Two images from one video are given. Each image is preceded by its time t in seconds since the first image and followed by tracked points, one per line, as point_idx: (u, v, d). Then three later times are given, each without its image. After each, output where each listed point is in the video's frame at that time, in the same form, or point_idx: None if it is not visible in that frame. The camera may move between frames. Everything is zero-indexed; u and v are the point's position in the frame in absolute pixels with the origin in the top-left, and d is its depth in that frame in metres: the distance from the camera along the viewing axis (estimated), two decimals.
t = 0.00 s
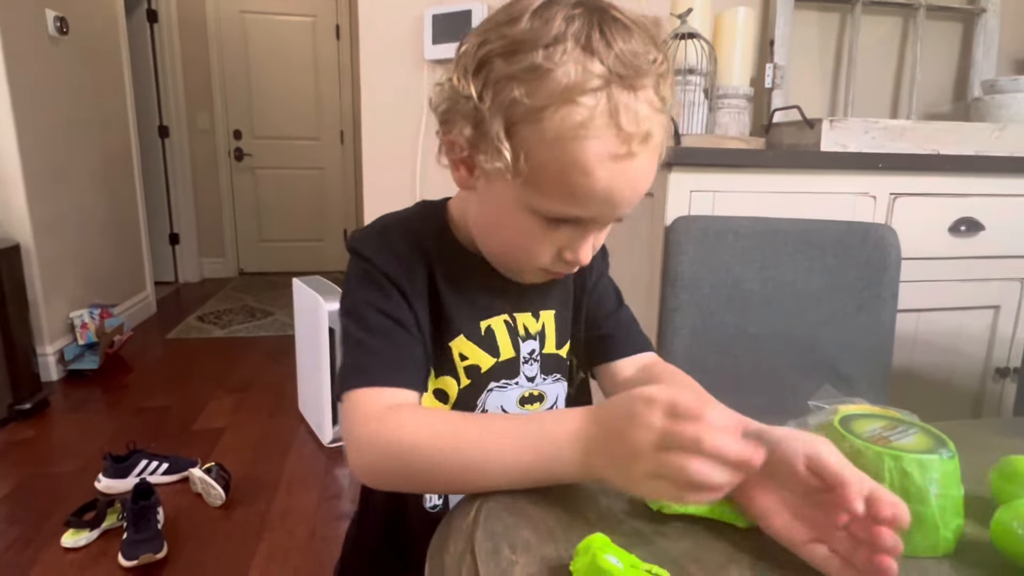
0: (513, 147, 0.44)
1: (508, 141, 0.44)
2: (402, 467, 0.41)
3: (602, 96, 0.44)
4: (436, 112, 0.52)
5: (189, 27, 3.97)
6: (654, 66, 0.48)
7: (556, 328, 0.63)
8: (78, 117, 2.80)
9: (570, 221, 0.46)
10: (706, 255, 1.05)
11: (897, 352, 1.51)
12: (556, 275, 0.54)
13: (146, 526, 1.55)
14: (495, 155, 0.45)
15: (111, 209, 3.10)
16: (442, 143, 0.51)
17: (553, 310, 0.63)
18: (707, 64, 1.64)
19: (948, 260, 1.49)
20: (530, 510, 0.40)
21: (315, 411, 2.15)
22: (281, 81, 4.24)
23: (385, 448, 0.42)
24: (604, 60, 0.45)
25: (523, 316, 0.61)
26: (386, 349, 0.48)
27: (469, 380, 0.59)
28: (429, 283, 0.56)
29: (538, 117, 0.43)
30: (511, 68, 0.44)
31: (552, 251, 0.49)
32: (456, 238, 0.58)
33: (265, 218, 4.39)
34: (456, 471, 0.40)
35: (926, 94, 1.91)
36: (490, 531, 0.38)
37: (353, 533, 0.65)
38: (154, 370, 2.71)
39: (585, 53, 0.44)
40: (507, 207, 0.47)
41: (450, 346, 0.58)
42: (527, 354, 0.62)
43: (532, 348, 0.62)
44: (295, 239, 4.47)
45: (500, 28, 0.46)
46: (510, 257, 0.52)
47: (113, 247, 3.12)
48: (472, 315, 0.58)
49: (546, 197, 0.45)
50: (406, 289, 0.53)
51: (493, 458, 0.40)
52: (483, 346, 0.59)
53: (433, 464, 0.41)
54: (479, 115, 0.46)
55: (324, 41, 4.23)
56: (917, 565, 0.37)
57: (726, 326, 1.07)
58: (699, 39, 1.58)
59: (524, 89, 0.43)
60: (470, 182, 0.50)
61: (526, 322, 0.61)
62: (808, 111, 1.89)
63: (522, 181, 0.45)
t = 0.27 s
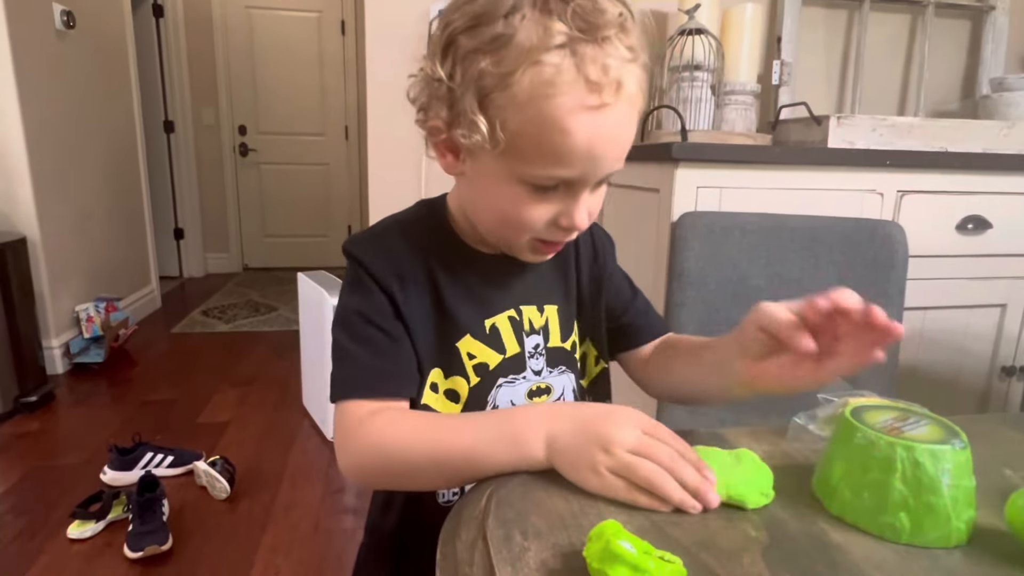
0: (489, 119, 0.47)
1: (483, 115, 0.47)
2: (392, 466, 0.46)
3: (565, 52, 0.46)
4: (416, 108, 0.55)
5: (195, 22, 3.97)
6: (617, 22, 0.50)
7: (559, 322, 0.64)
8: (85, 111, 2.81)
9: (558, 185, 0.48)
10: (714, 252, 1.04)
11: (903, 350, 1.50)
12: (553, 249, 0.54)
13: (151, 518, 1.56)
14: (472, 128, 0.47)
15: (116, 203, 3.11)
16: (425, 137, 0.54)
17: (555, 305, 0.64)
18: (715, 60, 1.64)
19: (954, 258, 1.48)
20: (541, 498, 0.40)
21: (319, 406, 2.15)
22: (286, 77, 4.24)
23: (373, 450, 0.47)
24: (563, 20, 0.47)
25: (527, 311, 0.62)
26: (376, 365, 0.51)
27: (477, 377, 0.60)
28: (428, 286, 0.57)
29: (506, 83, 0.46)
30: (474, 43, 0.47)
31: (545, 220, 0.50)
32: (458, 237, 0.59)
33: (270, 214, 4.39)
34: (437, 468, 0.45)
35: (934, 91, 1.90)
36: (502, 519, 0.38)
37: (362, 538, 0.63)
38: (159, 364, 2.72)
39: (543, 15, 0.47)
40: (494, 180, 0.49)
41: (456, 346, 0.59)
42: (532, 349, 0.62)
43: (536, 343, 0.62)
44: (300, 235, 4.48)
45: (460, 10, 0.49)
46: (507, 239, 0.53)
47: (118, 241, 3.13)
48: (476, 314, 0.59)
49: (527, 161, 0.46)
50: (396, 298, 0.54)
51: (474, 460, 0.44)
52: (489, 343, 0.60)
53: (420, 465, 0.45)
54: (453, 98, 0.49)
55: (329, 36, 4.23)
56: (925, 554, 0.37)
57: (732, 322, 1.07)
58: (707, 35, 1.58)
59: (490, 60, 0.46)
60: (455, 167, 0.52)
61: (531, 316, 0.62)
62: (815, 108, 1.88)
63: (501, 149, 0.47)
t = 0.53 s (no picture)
0: (483, 99, 0.48)
1: (478, 97, 0.48)
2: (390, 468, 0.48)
3: (547, 24, 0.47)
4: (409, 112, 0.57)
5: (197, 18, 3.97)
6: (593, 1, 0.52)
7: (558, 328, 0.63)
8: (87, 107, 2.81)
9: (556, 157, 0.47)
10: (715, 251, 1.04)
11: (903, 351, 1.50)
12: (558, 233, 0.54)
13: (151, 513, 1.56)
14: (467, 111, 0.49)
15: (118, 199, 3.11)
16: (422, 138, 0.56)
17: (555, 310, 0.63)
18: (717, 59, 1.64)
19: (955, 259, 1.48)
20: (541, 495, 0.40)
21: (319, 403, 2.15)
22: (288, 73, 4.24)
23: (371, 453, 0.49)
24: None
25: (526, 315, 0.61)
26: (368, 373, 0.51)
27: (474, 382, 0.59)
28: (422, 291, 0.57)
29: (496, 61, 0.47)
30: (459, 33, 0.50)
31: (549, 194, 0.49)
32: (456, 241, 0.59)
33: (271, 210, 4.39)
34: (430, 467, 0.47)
35: (937, 92, 1.90)
36: (502, 515, 0.38)
37: (373, 536, 0.64)
38: (159, 360, 2.72)
39: None
40: (495, 162, 0.49)
41: (453, 350, 0.59)
42: (529, 353, 0.61)
43: (534, 347, 0.62)
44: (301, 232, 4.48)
45: (439, 7, 0.52)
46: (511, 228, 0.53)
47: (119, 237, 3.13)
48: (474, 317, 0.59)
49: (525, 134, 0.47)
50: (388, 305, 0.55)
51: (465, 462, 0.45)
52: (487, 346, 0.60)
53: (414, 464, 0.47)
54: (445, 88, 0.51)
55: (332, 33, 4.22)
56: (925, 554, 0.37)
57: (732, 324, 1.04)
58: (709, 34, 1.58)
59: (477, 45, 0.48)
60: (453, 160, 0.53)
61: (529, 321, 0.61)
62: (817, 108, 1.88)
63: (499, 127, 0.48)
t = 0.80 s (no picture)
0: (479, 90, 0.48)
1: (473, 88, 0.49)
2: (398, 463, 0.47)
3: (533, 10, 0.48)
4: (408, 116, 0.58)
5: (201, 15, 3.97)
6: None
7: (562, 323, 0.63)
8: (90, 104, 2.82)
9: (554, 140, 0.48)
10: (717, 250, 1.04)
11: (906, 351, 1.50)
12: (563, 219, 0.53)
13: (153, 508, 1.57)
14: (462, 101, 0.49)
15: (121, 196, 3.12)
16: (423, 139, 0.56)
17: (558, 305, 0.63)
18: (721, 58, 1.64)
19: (958, 260, 1.48)
20: (545, 491, 0.40)
21: (321, 400, 2.15)
22: (291, 71, 4.24)
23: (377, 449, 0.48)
24: None
25: (529, 311, 0.61)
26: (378, 363, 0.52)
27: (478, 375, 0.59)
28: (429, 284, 0.58)
29: (486, 51, 0.48)
30: (450, 29, 0.51)
31: (551, 178, 0.49)
32: (462, 236, 0.59)
33: (274, 207, 4.40)
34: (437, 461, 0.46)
35: (941, 92, 1.89)
36: (506, 511, 0.38)
37: (378, 532, 0.64)
38: (162, 356, 2.73)
39: None
40: (494, 151, 0.50)
41: (457, 343, 0.59)
42: (532, 348, 0.61)
43: (537, 342, 0.62)
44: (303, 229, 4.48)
45: (429, 9, 0.53)
46: (516, 217, 0.52)
47: (122, 233, 3.14)
48: (478, 311, 0.59)
49: (521, 119, 0.47)
50: (395, 297, 0.55)
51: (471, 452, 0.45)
52: (490, 340, 0.60)
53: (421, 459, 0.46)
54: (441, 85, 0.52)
55: (335, 30, 4.22)
56: (927, 551, 0.37)
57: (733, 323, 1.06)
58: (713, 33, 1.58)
59: (468, 37, 0.49)
60: (455, 156, 0.53)
61: (533, 316, 0.62)
62: (820, 108, 1.87)
63: (494, 113, 0.48)
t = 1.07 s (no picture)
0: (469, 88, 0.49)
1: (463, 87, 0.49)
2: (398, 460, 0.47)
3: (523, 11, 0.49)
4: (404, 115, 0.59)
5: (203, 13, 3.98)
6: None
7: (557, 319, 0.63)
8: (92, 101, 2.82)
9: (544, 139, 0.48)
10: (717, 251, 1.04)
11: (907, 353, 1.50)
12: (556, 218, 0.53)
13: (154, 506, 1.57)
14: (454, 102, 0.50)
15: (122, 193, 3.12)
16: (419, 137, 0.57)
17: (555, 302, 0.63)
18: (723, 58, 1.64)
19: (959, 261, 1.48)
20: (544, 491, 0.40)
21: (322, 399, 2.15)
22: (292, 69, 4.24)
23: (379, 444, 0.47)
24: None
25: (524, 307, 0.61)
26: (375, 364, 0.52)
27: (475, 373, 0.60)
28: (426, 284, 0.58)
29: (477, 51, 0.48)
30: (443, 30, 0.51)
31: (540, 177, 0.49)
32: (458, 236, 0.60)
33: (275, 206, 4.40)
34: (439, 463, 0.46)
35: (944, 94, 1.89)
36: (504, 511, 0.38)
37: (379, 532, 0.65)
38: (163, 354, 2.73)
39: None
40: (484, 150, 0.50)
41: (453, 342, 0.59)
42: (528, 345, 0.62)
43: (533, 339, 0.62)
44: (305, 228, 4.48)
45: (424, 10, 0.54)
46: (507, 216, 0.53)
47: (124, 231, 3.15)
48: (474, 310, 0.59)
49: (510, 118, 0.48)
50: (390, 298, 0.55)
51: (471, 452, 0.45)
52: (486, 339, 0.60)
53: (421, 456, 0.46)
54: (433, 84, 0.53)
55: (337, 29, 4.21)
56: (924, 554, 0.37)
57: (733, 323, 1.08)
58: (715, 33, 1.58)
59: (460, 38, 0.50)
60: (449, 154, 0.54)
61: (528, 313, 0.62)
62: (823, 109, 1.87)
63: (484, 113, 0.49)
